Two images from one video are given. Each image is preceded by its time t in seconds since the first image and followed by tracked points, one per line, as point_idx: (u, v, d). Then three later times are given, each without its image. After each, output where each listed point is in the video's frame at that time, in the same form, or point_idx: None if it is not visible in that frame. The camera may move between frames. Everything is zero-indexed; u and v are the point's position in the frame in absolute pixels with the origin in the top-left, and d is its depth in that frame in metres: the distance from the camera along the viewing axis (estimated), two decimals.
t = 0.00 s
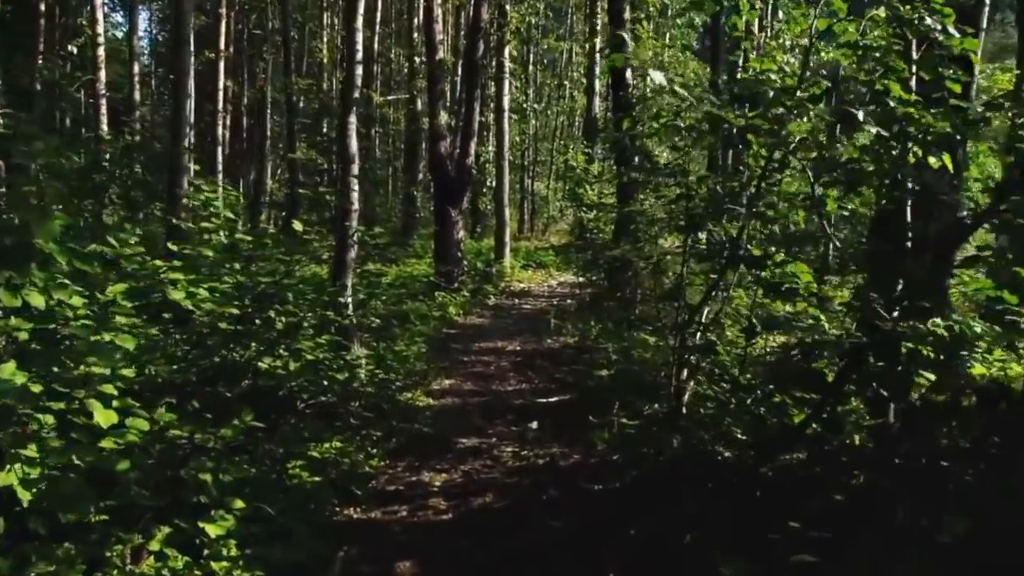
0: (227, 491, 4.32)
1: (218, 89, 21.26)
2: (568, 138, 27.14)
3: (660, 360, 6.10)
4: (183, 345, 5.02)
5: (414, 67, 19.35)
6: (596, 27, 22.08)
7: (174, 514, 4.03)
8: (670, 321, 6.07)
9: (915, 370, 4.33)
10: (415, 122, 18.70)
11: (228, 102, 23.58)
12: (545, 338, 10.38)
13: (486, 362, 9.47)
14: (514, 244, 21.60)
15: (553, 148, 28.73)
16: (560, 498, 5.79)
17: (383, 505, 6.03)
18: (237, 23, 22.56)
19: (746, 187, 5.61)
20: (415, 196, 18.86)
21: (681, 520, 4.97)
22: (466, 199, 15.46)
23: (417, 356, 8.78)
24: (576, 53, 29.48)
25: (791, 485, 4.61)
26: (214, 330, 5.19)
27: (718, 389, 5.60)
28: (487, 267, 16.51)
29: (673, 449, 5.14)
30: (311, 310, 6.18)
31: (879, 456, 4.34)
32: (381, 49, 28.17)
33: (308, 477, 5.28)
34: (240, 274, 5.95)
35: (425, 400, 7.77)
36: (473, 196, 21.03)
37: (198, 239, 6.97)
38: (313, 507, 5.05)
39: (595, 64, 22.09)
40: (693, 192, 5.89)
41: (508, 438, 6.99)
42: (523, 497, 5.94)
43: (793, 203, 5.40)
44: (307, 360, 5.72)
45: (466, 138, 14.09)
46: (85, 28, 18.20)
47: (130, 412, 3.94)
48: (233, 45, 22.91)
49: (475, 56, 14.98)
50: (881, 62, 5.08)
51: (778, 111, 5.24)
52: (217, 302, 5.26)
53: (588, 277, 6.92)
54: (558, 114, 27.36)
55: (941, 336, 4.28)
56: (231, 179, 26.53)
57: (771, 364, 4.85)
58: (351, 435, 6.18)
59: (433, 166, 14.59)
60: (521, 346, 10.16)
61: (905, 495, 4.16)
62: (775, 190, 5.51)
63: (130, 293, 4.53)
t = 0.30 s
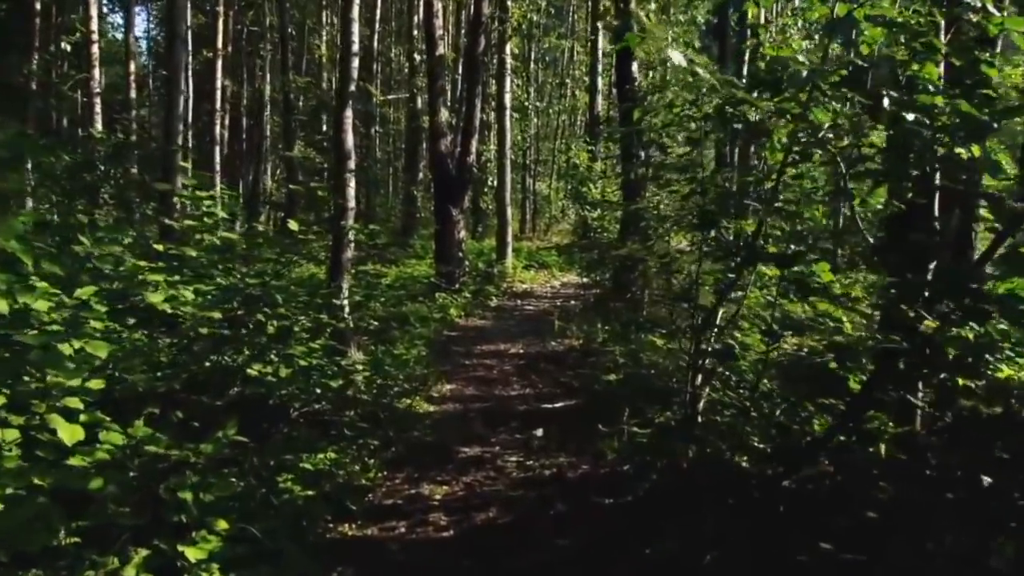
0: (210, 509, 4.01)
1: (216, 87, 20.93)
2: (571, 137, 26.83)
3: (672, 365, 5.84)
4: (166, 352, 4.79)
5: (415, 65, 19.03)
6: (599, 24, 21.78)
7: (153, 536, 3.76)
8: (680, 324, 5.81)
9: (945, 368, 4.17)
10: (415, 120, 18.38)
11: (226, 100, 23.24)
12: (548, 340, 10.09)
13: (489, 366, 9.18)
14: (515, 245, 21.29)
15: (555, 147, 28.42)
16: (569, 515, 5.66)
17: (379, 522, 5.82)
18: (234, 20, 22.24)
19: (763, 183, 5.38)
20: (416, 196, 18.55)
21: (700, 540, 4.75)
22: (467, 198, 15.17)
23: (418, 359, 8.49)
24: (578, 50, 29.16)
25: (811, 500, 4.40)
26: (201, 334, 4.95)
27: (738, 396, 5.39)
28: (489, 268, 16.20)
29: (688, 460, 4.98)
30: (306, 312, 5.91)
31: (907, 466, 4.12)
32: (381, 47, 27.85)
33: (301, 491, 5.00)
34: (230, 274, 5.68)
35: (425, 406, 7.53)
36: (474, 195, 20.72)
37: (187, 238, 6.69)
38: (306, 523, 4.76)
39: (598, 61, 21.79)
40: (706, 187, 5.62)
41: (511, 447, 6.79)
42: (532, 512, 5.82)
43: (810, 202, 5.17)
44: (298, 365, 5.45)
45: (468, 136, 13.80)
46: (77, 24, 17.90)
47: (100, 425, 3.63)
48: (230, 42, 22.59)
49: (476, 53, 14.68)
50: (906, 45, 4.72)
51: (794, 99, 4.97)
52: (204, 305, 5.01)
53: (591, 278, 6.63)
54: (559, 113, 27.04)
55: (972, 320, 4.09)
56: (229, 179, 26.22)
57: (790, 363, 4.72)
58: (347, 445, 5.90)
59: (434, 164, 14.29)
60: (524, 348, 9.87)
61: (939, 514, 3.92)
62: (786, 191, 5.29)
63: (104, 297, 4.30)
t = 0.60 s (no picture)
0: (194, 543, 3.72)
1: (210, 93, 20.59)
2: (569, 142, 26.54)
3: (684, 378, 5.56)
4: (148, 369, 4.53)
5: (411, 69, 18.72)
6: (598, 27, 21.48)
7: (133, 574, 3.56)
8: (695, 335, 5.53)
9: (992, 385, 3.97)
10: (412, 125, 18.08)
11: (219, 107, 22.87)
12: (551, 350, 9.79)
13: (490, 378, 8.88)
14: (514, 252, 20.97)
15: (553, 153, 28.13)
16: (580, 541, 5.46)
17: (378, 549, 5.61)
18: (227, 25, 21.89)
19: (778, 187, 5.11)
20: (413, 202, 18.24)
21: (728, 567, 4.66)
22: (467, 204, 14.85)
23: (417, 371, 8.21)
24: (576, 55, 28.86)
25: (844, 523, 4.36)
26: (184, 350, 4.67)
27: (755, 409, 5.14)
28: (488, 275, 15.90)
29: (704, 479, 4.84)
30: (299, 323, 5.61)
31: (944, 489, 4.08)
32: (377, 53, 27.54)
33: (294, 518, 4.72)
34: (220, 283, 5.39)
35: (424, 421, 7.25)
36: (472, 202, 20.42)
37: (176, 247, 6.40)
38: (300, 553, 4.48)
39: (596, 65, 21.49)
40: (721, 190, 5.33)
41: (516, 466, 6.66)
42: (541, 539, 5.62)
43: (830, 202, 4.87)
44: (290, 381, 5.14)
45: (466, 140, 13.51)
46: (68, 29, 17.58)
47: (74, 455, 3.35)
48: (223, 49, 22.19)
49: (474, 55, 14.37)
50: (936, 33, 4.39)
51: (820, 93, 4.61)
52: (186, 319, 4.72)
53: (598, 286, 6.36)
54: (557, 118, 26.76)
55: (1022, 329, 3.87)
56: (223, 186, 25.90)
57: (805, 371, 4.60)
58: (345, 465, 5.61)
59: (432, 169, 13.98)
60: (526, 358, 9.58)
61: (986, 544, 3.92)
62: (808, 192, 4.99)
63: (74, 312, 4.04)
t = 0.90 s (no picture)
0: None
1: (203, 106, 20.28)
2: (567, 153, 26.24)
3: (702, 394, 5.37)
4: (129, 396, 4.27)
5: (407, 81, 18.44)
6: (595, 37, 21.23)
7: None
8: (712, 350, 5.36)
9: None
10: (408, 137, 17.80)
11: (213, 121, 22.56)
12: (555, 367, 9.48)
13: (493, 396, 8.57)
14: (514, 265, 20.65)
15: (551, 164, 27.84)
16: None
17: None
18: (220, 37, 21.61)
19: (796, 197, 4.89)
20: (410, 215, 17.93)
21: None
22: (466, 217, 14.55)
23: (418, 391, 7.91)
24: (573, 65, 28.60)
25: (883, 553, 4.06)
26: (167, 377, 4.38)
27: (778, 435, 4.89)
28: (488, 289, 15.58)
29: (725, 507, 4.58)
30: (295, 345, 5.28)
31: (990, 516, 3.84)
32: (372, 65, 27.28)
33: (288, 555, 4.41)
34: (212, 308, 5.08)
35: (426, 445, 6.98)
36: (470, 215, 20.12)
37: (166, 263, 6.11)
38: None
39: (594, 76, 21.21)
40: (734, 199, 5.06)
41: (523, 492, 6.44)
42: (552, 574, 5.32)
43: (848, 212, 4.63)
44: (284, 407, 4.83)
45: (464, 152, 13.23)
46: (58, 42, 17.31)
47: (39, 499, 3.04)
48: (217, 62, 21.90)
49: (472, 65, 14.09)
50: (979, 27, 4.02)
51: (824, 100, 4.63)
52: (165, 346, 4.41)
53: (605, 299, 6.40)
54: (555, 129, 26.49)
55: None
56: (218, 201, 25.58)
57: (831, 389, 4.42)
58: (343, 495, 5.31)
59: (430, 181, 13.69)
60: (529, 375, 9.26)
61: None
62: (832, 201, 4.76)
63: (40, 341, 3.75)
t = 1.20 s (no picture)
0: None
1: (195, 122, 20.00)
2: (564, 166, 25.94)
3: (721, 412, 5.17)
4: (107, 425, 4.10)
5: (401, 94, 18.16)
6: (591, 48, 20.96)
7: None
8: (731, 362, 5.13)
9: None
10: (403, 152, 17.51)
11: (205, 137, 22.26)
12: (557, 385, 9.17)
13: (494, 417, 8.27)
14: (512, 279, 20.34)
15: (548, 178, 27.54)
16: None
17: None
18: (212, 52, 21.33)
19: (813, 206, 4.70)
20: (406, 230, 17.64)
21: None
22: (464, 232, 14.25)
23: (416, 412, 7.63)
24: (569, 77, 28.32)
25: None
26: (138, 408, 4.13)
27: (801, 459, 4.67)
28: (486, 305, 15.27)
29: (748, 538, 4.40)
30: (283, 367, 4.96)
31: None
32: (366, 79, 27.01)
33: None
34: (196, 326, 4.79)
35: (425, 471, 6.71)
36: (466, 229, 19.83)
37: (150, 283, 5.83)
38: None
39: (592, 87, 20.92)
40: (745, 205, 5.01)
41: (528, 521, 6.21)
42: None
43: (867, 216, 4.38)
44: (270, 435, 4.53)
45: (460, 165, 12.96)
46: (46, 58, 17.03)
47: None
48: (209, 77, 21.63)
49: (467, 75, 13.80)
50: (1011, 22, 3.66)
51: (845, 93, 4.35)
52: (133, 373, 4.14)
53: (601, 315, 6.29)
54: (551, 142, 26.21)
55: None
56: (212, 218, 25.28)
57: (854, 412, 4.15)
58: (337, 529, 5.02)
59: (425, 195, 13.42)
60: (531, 394, 8.94)
61: None
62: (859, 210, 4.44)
63: None
